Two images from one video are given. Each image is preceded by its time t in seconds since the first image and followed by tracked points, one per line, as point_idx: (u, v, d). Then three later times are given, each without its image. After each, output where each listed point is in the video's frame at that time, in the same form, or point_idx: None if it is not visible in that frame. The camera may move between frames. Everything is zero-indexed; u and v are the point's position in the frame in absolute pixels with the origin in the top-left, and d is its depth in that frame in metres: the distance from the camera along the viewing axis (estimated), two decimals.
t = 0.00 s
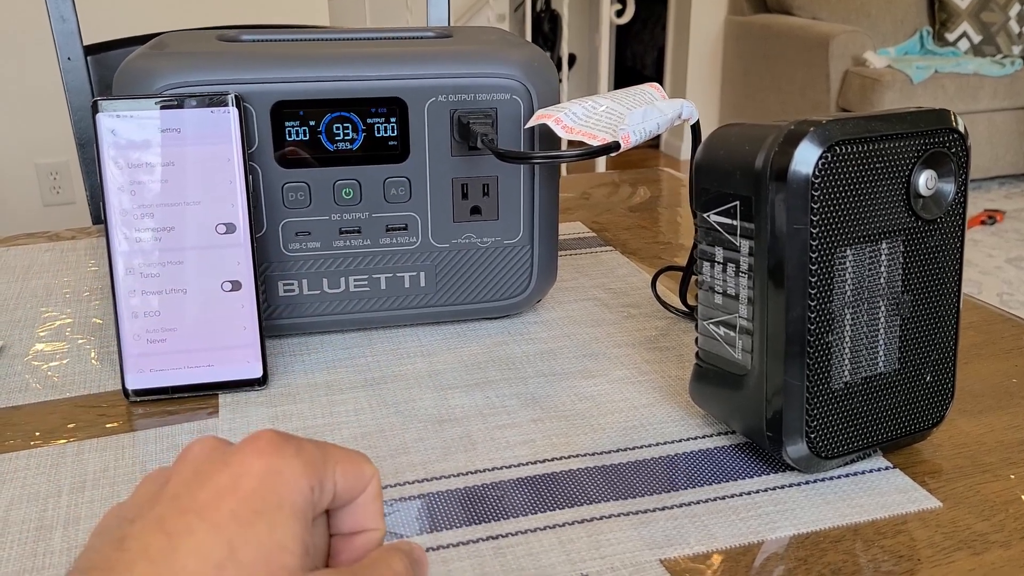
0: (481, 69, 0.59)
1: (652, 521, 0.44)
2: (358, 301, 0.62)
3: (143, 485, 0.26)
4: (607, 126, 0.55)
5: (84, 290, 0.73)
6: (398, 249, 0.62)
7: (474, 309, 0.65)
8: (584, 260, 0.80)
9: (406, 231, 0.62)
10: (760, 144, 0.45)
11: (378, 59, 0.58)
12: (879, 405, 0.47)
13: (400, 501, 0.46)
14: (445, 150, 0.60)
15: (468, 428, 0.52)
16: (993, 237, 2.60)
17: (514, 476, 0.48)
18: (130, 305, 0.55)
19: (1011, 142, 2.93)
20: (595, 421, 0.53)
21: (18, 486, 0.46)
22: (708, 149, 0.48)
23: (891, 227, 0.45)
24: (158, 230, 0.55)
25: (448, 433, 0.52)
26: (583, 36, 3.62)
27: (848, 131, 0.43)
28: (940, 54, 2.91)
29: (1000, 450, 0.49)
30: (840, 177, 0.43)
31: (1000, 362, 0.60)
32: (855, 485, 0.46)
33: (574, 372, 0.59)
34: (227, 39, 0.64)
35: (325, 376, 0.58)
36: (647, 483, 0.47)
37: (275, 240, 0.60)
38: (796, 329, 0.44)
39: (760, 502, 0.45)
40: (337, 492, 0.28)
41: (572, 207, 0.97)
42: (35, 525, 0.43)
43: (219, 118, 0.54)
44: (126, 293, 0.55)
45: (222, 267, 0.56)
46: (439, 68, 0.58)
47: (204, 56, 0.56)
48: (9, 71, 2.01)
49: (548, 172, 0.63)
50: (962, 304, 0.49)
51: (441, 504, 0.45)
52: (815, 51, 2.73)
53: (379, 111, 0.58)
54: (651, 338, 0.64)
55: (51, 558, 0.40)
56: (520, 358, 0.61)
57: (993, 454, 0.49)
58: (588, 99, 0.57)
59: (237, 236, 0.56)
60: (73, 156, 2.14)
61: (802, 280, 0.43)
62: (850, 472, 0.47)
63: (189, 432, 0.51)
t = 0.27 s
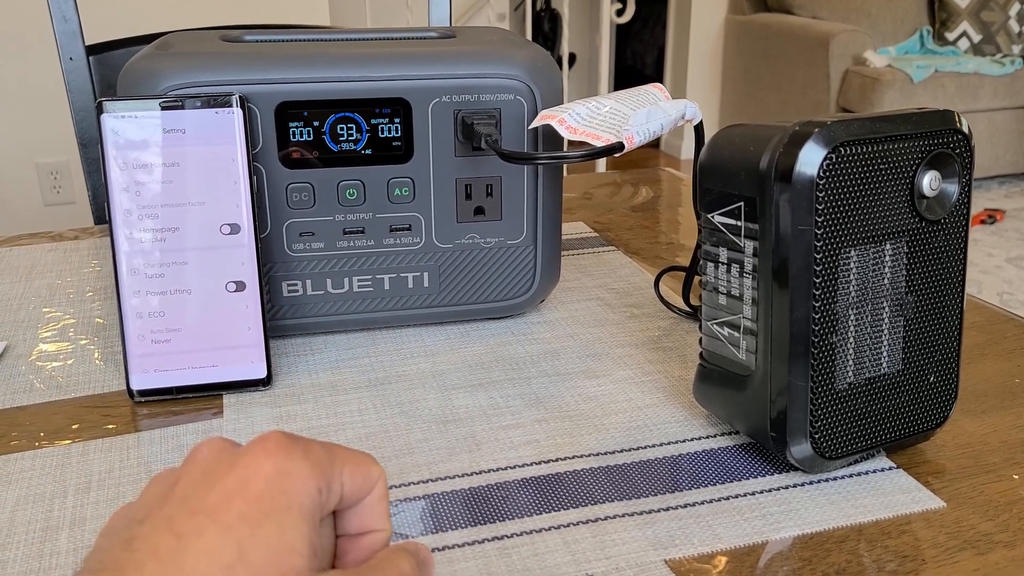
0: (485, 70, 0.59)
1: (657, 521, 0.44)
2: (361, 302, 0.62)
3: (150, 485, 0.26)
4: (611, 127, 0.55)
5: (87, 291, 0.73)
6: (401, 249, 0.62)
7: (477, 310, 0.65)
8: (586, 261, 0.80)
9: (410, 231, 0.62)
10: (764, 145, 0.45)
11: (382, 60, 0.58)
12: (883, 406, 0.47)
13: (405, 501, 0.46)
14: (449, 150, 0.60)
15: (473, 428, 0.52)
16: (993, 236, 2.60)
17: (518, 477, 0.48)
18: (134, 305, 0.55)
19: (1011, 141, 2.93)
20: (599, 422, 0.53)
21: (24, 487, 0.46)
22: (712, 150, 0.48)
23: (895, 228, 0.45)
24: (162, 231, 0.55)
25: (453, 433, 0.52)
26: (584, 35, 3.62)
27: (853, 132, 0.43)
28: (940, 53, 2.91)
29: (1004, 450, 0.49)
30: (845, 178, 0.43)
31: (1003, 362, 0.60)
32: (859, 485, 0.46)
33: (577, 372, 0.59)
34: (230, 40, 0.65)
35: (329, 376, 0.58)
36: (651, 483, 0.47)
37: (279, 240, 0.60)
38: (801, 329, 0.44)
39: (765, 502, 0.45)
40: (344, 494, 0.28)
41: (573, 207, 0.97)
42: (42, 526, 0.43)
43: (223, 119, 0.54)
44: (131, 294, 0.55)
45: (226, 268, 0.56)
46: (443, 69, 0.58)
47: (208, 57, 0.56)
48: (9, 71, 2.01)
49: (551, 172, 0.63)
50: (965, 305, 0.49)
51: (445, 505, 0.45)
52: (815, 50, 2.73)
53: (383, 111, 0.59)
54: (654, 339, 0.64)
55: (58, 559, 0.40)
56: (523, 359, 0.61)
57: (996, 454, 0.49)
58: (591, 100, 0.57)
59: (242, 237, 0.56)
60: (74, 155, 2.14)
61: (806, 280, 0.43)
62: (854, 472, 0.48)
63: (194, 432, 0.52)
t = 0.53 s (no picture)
0: (492, 77, 0.59)
1: (667, 534, 0.43)
2: (367, 310, 0.62)
3: (159, 500, 0.25)
4: (619, 136, 0.54)
5: (91, 297, 0.72)
6: (407, 257, 0.62)
7: (484, 317, 0.64)
8: (591, 266, 0.80)
9: (416, 239, 0.62)
10: (774, 155, 0.44)
11: (388, 68, 0.57)
12: (893, 417, 0.47)
13: (413, 513, 0.45)
14: (455, 158, 0.60)
15: (480, 438, 0.52)
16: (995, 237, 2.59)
17: (526, 488, 0.47)
18: (140, 314, 0.54)
19: (1013, 142, 2.92)
20: (607, 432, 0.53)
21: (30, 499, 0.46)
22: (722, 160, 0.48)
23: (906, 238, 0.45)
24: (167, 239, 0.55)
25: (460, 443, 0.51)
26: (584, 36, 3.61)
27: (865, 143, 0.43)
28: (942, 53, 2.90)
29: (1014, 461, 0.49)
30: (856, 189, 0.43)
31: (1011, 370, 0.59)
32: (870, 497, 0.46)
33: (584, 381, 0.59)
34: (235, 46, 0.64)
35: (335, 385, 0.58)
36: (661, 495, 0.47)
37: (285, 248, 0.60)
38: (811, 341, 0.44)
39: (775, 514, 0.45)
40: (355, 510, 0.28)
41: (578, 212, 0.97)
42: (48, 539, 0.42)
43: (229, 127, 0.54)
44: (136, 302, 0.54)
45: (231, 276, 0.56)
46: (450, 77, 0.58)
47: (214, 65, 0.56)
48: (10, 71, 2.01)
49: (558, 180, 0.63)
50: (976, 315, 0.49)
51: (453, 517, 0.45)
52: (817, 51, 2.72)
53: (390, 119, 0.58)
54: (661, 346, 0.64)
55: (65, 573, 0.40)
56: (530, 367, 0.60)
57: (1007, 466, 0.49)
58: (599, 107, 0.57)
59: (248, 245, 0.56)
60: (75, 156, 2.14)
61: (817, 292, 0.43)
62: (865, 484, 0.47)
63: (200, 442, 0.51)
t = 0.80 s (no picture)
0: (500, 89, 0.59)
1: (679, 552, 0.43)
2: (376, 321, 0.62)
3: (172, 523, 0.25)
4: (629, 149, 0.54)
5: (97, 307, 0.72)
6: (416, 268, 0.62)
7: (492, 329, 0.64)
8: (598, 275, 0.79)
9: (424, 250, 0.61)
10: (787, 172, 0.44)
11: (397, 79, 0.57)
12: (906, 433, 0.47)
13: (423, 530, 0.45)
14: (464, 170, 0.60)
15: (490, 452, 0.52)
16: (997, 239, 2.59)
17: (536, 504, 0.47)
18: (147, 328, 0.54)
19: (1014, 143, 2.92)
20: (617, 446, 0.53)
21: (39, 515, 0.46)
22: (733, 175, 0.48)
23: (919, 255, 0.45)
24: (175, 251, 0.54)
25: (470, 457, 0.51)
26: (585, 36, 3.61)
27: (878, 160, 0.43)
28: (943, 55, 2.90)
29: None
30: (870, 206, 0.42)
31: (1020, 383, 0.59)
32: (882, 514, 0.46)
33: (593, 393, 0.59)
34: (242, 56, 0.64)
35: (344, 398, 0.58)
36: (672, 512, 0.47)
37: (293, 260, 0.60)
38: (824, 358, 0.44)
39: (787, 531, 0.45)
40: (369, 532, 0.27)
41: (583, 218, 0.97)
42: (59, 556, 0.42)
43: (237, 139, 0.54)
44: (144, 316, 0.54)
45: (239, 289, 0.55)
46: (458, 89, 0.58)
47: (222, 77, 0.56)
48: (10, 73, 2.00)
49: (566, 192, 0.63)
50: (988, 331, 0.49)
51: (464, 533, 0.45)
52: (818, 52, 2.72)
53: (398, 131, 0.58)
54: (669, 357, 0.64)
55: None
56: (539, 379, 0.60)
57: (1019, 481, 0.49)
58: (608, 120, 0.56)
59: (256, 258, 0.55)
60: (76, 158, 2.14)
61: (831, 309, 0.43)
62: (877, 500, 0.47)
63: (209, 457, 0.51)
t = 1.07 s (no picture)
0: (505, 86, 0.59)
1: (685, 548, 0.43)
2: (380, 318, 0.62)
3: (179, 519, 0.24)
4: (634, 146, 0.54)
5: (100, 303, 0.72)
6: (420, 265, 0.62)
7: (496, 325, 0.64)
8: (601, 272, 0.79)
9: (428, 247, 0.61)
10: (794, 168, 0.44)
11: (401, 76, 0.57)
12: (912, 429, 0.47)
13: (429, 526, 0.45)
14: (469, 166, 0.60)
15: (496, 448, 0.52)
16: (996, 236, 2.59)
17: (542, 500, 0.47)
18: (152, 324, 0.54)
19: (1013, 141, 2.92)
20: (622, 442, 0.53)
21: (45, 511, 0.46)
22: (740, 171, 0.47)
23: (926, 251, 0.45)
24: (179, 248, 0.54)
25: (476, 453, 0.51)
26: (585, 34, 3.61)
27: (886, 156, 0.43)
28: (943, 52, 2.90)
29: None
30: (877, 202, 0.42)
31: None
32: (888, 510, 0.46)
33: (598, 389, 0.59)
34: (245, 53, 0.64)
35: (349, 394, 0.58)
36: (678, 508, 0.47)
37: (297, 257, 0.60)
38: (831, 354, 0.44)
39: (793, 527, 0.45)
40: (378, 527, 0.27)
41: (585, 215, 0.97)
42: (65, 552, 0.42)
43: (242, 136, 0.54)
44: (148, 312, 0.54)
45: (244, 285, 0.55)
46: (463, 85, 0.58)
47: (226, 73, 0.55)
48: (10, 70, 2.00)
49: (571, 188, 0.63)
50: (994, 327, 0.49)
51: (470, 529, 0.45)
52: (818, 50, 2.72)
53: (403, 127, 0.58)
54: (673, 354, 0.64)
55: None
56: (543, 375, 0.60)
57: None
58: (613, 116, 0.56)
59: (261, 254, 0.55)
60: (75, 155, 2.14)
61: (838, 305, 0.43)
62: (883, 496, 0.47)
63: (215, 453, 0.51)
